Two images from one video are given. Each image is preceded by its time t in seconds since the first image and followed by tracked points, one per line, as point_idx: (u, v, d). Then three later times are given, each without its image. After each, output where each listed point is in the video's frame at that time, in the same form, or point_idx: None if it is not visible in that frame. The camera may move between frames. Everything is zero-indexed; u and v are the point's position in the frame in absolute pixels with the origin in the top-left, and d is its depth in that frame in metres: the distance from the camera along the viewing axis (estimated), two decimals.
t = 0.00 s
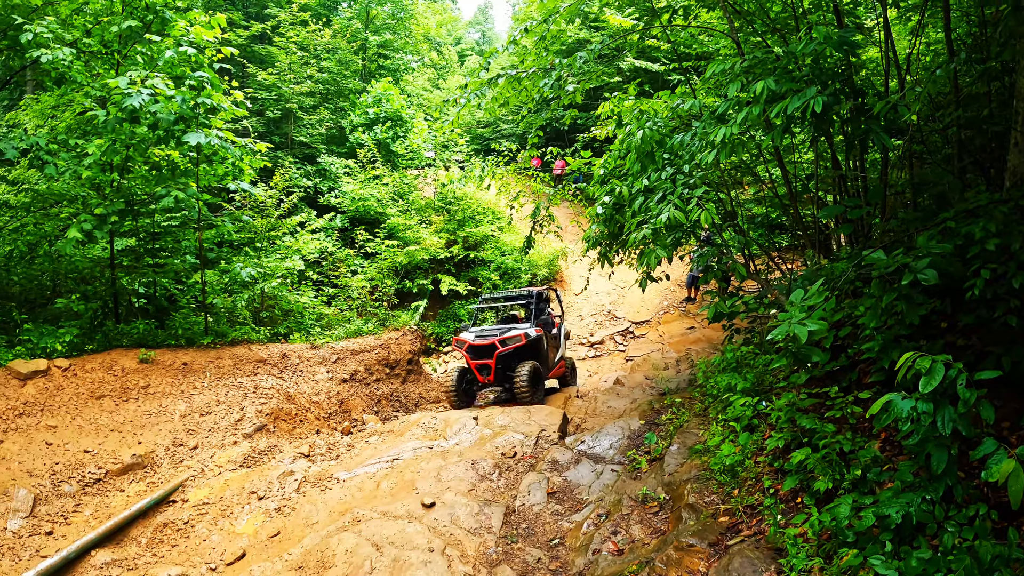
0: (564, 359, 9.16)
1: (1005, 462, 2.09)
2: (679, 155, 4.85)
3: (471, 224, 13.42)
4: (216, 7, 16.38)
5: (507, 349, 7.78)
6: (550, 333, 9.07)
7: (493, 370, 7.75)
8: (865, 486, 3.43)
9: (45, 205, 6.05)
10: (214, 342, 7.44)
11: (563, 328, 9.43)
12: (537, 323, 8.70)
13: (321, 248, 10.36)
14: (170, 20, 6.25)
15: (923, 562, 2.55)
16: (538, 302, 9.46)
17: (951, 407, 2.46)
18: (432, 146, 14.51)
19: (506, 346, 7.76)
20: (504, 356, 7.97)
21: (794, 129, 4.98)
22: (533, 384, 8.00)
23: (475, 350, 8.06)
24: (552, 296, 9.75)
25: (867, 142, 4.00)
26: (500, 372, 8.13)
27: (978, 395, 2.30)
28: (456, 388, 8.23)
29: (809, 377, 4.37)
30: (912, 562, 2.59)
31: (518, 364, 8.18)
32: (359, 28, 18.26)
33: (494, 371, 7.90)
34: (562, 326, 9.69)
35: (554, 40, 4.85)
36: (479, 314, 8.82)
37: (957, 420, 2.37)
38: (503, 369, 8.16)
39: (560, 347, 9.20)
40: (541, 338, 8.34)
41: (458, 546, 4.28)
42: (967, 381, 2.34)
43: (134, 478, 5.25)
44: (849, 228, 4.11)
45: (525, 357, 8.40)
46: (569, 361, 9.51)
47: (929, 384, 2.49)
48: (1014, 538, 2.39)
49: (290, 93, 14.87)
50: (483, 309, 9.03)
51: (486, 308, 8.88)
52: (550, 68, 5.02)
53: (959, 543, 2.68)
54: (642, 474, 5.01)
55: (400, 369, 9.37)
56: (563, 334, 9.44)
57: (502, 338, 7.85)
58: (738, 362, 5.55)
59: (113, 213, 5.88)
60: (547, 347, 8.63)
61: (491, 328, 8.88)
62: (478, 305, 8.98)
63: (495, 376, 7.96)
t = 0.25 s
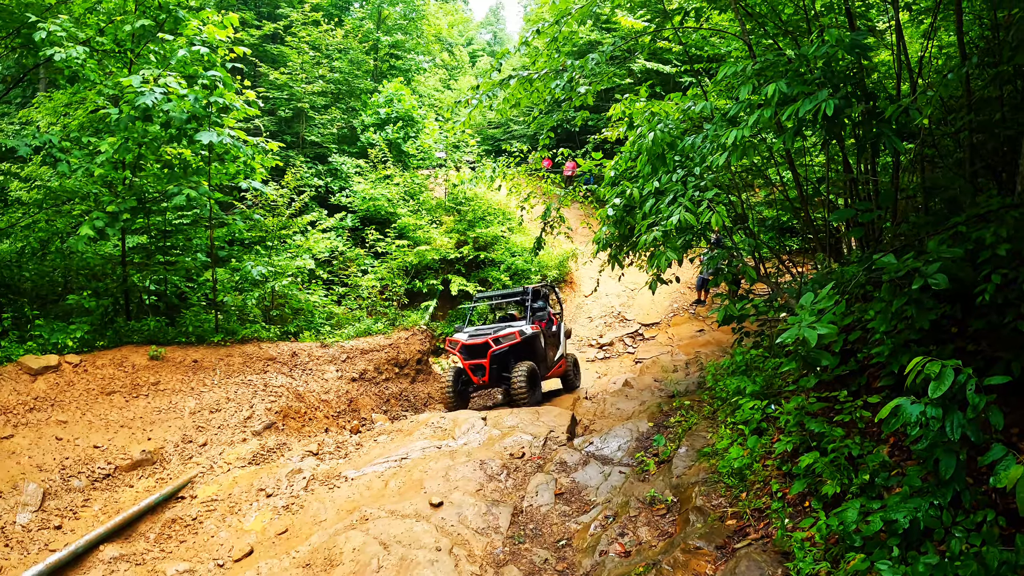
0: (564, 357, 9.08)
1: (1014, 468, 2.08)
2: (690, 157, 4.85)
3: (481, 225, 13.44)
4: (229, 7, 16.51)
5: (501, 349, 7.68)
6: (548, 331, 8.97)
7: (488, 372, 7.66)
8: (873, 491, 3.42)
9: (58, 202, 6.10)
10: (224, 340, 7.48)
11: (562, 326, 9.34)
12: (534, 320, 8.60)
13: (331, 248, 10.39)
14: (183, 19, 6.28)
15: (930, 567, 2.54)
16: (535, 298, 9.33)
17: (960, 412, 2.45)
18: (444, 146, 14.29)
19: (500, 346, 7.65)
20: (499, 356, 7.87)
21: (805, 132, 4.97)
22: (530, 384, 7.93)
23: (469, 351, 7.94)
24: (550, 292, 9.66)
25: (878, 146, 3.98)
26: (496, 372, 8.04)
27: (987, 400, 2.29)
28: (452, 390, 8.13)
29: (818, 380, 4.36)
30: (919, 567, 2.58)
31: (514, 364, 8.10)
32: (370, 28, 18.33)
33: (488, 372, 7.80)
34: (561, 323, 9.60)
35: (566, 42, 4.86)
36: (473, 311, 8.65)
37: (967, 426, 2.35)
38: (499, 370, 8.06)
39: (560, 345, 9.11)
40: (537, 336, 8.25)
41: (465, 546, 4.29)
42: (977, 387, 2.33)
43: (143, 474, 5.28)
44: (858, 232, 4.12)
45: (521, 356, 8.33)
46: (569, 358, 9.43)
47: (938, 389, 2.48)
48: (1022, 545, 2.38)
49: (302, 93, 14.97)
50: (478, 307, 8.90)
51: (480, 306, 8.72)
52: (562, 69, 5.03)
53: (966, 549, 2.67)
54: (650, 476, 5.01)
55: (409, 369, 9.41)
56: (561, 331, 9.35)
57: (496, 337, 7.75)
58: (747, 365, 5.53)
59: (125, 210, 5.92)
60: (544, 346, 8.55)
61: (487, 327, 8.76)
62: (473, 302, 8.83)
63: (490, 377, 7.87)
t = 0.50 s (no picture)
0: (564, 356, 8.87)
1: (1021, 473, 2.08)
2: (702, 160, 4.85)
3: (492, 226, 13.45)
4: (242, 8, 16.65)
5: (490, 350, 7.59)
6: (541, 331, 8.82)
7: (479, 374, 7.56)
8: (881, 495, 3.40)
9: (71, 200, 6.14)
10: (235, 339, 7.53)
11: (556, 325, 9.19)
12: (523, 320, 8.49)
13: (342, 248, 10.43)
14: (197, 20, 6.31)
15: (938, 572, 2.54)
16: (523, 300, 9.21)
17: (969, 417, 2.45)
18: (454, 148, 14.77)
19: (489, 348, 7.56)
20: (489, 359, 7.77)
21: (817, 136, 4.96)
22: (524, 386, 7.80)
23: (458, 356, 7.86)
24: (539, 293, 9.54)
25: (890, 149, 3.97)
26: (488, 376, 7.94)
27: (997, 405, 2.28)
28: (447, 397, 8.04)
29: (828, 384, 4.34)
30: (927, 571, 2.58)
31: (506, 366, 8.00)
32: (382, 30, 18.37)
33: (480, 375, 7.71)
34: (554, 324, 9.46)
35: (579, 44, 4.88)
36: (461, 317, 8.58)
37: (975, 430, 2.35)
38: (490, 373, 7.97)
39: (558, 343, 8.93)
40: (528, 336, 8.14)
41: (473, 546, 4.31)
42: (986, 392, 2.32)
43: (153, 471, 5.32)
44: (869, 235, 4.11)
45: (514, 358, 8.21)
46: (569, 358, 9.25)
47: (948, 394, 2.47)
48: None
49: (314, 93, 15.06)
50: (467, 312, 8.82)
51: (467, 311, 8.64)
52: (574, 72, 5.04)
53: (975, 554, 2.66)
54: (659, 479, 5.00)
55: (420, 370, 9.44)
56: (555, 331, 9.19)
57: (483, 340, 7.66)
58: (757, 369, 5.52)
59: (137, 210, 5.96)
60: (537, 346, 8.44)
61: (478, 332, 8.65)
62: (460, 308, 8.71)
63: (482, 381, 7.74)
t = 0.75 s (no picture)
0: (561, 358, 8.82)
1: None
2: (714, 163, 4.84)
3: (504, 229, 13.43)
4: (254, 10, 16.77)
5: (478, 347, 7.37)
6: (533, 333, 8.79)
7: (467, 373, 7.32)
8: (892, 501, 3.38)
9: (84, 200, 6.16)
10: (247, 339, 7.58)
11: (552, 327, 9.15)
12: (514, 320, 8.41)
13: (355, 250, 10.44)
14: (210, 22, 6.37)
15: None
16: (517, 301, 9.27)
17: (980, 422, 2.43)
18: (467, 151, 14.76)
19: (477, 344, 7.34)
20: (478, 357, 7.55)
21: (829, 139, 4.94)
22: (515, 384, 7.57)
23: (445, 355, 7.62)
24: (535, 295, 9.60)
25: (901, 153, 3.95)
26: (477, 376, 7.70)
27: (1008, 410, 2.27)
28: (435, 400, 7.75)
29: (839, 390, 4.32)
30: None
31: (495, 365, 7.78)
32: (395, 32, 18.46)
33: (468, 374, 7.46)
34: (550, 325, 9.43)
35: (592, 47, 4.90)
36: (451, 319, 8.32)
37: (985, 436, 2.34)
38: (479, 373, 7.70)
39: (553, 345, 8.89)
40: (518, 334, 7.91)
41: (482, 547, 4.31)
42: (997, 397, 2.32)
43: (164, 469, 5.35)
44: (882, 240, 4.09)
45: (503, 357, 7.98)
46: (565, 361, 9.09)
47: (959, 399, 2.47)
48: None
49: (326, 95, 15.17)
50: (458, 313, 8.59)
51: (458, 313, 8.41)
52: (586, 75, 5.05)
53: (985, 561, 2.63)
54: (669, 482, 4.98)
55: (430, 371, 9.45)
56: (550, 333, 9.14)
57: (471, 337, 7.47)
58: (768, 373, 5.50)
59: (151, 210, 6.00)
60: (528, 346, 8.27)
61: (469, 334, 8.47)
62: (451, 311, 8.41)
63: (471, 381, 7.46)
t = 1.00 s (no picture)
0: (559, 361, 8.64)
1: None
2: (730, 168, 4.84)
3: (519, 232, 13.36)
4: (272, 14, 16.96)
5: (469, 342, 7.03)
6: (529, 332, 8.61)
7: (456, 369, 6.98)
8: (905, 509, 3.34)
9: (102, 200, 6.22)
10: (262, 339, 7.64)
11: (551, 327, 8.92)
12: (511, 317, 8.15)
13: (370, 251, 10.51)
14: (227, 24, 6.44)
15: None
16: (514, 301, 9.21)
17: (995, 430, 2.40)
18: (483, 154, 15.27)
19: (467, 339, 7.00)
20: (468, 353, 7.21)
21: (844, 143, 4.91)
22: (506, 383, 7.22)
23: (434, 350, 7.29)
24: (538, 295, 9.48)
25: (917, 158, 3.91)
26: (467, 373, 7.37)
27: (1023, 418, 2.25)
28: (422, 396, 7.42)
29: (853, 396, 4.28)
30: None
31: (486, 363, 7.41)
32: (411, 35, 18.54)
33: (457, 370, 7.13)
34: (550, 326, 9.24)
35: (607, 50, 4.92)
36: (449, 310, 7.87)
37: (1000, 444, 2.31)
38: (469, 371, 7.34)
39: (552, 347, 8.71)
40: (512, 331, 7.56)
41: (494, 550, 4.31)
42: (1013, 406, 2.29)
43: (178, 467, 5.39)
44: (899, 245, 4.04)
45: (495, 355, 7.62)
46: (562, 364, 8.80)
47: (973, 407, 2.44)
48: None
49: (343, 98, 15.28)
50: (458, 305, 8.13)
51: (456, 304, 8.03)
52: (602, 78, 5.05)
53: (999, 571, 2.59)
54: (682, 487, 4.96)
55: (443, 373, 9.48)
56: (549, 333, 8.91)
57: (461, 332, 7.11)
58: (783, 379, 5.47)
59: (168, 210, 6.05)
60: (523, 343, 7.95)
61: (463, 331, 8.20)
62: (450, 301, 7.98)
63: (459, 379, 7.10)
